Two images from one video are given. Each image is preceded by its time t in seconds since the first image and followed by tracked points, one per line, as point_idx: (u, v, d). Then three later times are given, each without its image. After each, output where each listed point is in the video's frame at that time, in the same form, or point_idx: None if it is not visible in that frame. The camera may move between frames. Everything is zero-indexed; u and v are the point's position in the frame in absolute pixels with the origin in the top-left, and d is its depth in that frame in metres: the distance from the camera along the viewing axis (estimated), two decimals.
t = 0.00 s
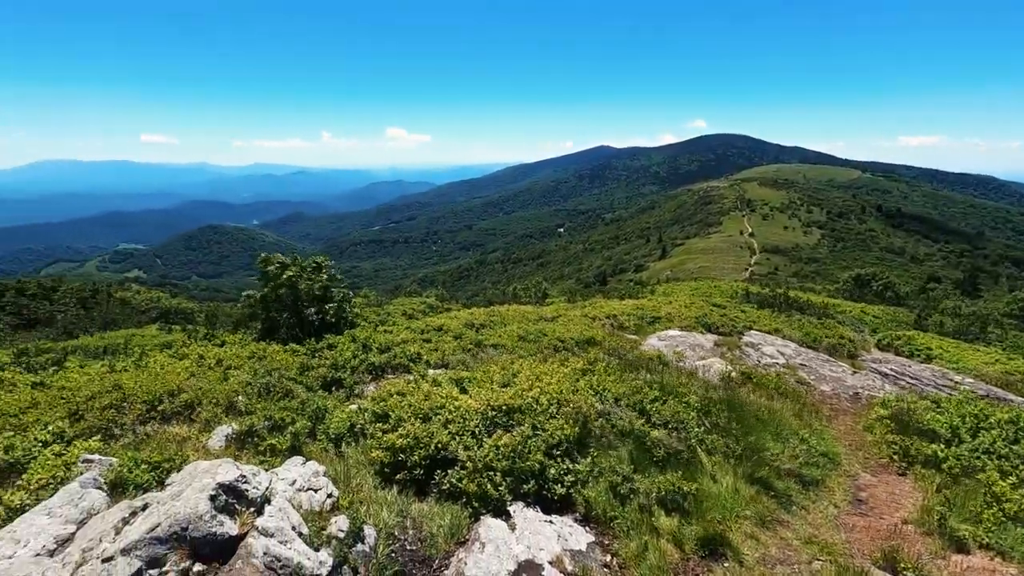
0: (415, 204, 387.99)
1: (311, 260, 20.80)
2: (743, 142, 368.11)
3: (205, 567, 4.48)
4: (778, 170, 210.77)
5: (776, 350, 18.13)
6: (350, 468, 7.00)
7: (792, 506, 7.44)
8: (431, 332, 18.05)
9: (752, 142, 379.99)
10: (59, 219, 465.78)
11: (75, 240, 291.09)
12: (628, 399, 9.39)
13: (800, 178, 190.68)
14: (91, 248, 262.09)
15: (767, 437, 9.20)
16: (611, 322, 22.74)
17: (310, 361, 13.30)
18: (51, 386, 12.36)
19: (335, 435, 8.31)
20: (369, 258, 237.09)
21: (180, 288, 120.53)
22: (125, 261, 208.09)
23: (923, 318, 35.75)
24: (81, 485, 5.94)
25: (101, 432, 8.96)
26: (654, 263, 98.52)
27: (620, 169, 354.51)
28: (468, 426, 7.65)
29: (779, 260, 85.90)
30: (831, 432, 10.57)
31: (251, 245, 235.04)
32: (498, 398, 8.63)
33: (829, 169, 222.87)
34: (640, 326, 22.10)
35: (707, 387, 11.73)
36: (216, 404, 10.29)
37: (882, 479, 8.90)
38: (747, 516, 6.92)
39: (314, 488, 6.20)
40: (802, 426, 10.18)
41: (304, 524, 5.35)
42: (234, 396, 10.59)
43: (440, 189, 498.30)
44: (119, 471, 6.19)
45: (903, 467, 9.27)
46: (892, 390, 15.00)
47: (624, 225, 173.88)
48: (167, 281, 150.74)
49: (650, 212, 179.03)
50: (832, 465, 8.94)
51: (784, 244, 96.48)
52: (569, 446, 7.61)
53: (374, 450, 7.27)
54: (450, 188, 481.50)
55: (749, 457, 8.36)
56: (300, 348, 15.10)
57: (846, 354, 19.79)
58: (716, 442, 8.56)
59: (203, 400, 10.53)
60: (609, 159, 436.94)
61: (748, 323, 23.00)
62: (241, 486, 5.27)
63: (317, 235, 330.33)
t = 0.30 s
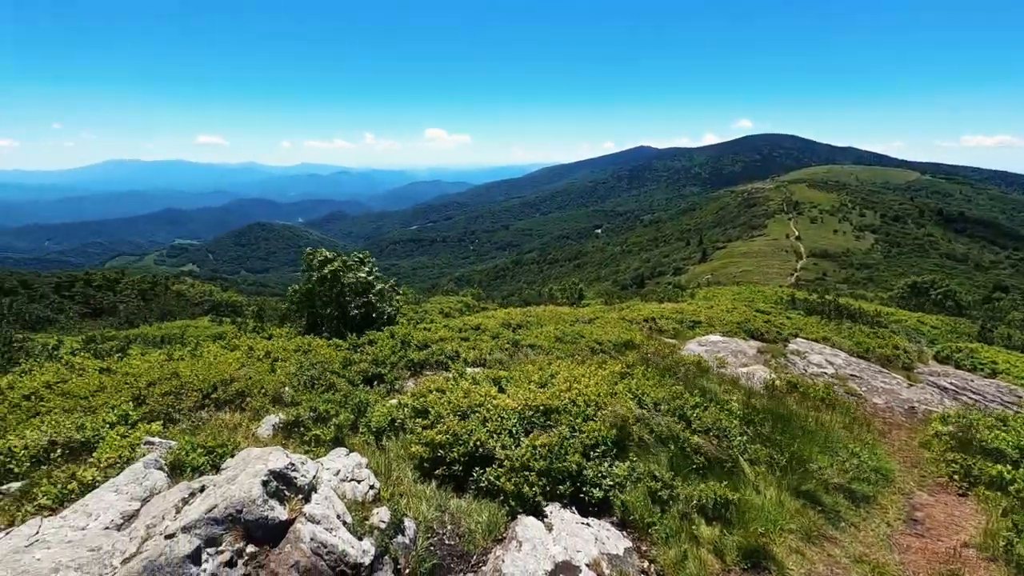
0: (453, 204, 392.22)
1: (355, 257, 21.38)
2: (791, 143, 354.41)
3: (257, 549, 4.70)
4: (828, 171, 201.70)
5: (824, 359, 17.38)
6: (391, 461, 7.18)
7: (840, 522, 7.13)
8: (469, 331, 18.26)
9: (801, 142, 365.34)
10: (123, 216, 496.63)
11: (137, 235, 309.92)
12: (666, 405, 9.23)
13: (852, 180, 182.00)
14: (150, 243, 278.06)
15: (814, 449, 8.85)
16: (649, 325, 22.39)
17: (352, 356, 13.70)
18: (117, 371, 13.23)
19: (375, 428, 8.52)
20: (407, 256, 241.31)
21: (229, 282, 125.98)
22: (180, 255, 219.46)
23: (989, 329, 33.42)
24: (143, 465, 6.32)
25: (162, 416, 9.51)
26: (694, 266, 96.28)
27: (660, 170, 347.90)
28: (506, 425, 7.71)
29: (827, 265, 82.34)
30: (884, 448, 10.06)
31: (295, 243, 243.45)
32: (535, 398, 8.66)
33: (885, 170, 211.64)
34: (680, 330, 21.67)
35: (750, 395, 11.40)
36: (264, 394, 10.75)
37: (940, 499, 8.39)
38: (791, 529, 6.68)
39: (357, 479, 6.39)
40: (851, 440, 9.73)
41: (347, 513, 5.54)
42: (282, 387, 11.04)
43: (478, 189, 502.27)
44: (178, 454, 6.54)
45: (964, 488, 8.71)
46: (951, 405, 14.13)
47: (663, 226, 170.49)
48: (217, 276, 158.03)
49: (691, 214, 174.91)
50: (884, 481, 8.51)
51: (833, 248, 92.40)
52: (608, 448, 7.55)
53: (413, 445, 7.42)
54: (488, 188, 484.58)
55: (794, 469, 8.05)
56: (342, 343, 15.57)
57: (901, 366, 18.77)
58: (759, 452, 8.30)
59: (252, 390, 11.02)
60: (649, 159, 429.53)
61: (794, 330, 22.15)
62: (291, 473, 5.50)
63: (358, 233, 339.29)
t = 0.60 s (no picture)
0: (488, 202, 394.00)
1: (394, 254, 21.81)
2: (840, 142, 339.71)
3: (304, 533, 4.87)
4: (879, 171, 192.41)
5: (872, 368, 16.66)
6: (428, 454, 7.33)
7: (890, 538, 6.83)
8: (503, 329, 18.37)
9: (851, 141, 349.69)
10: (175, 211, 521.84)
11: (188, 230, 325.19)
12: (705, 409, 9.05)
13: (905, 180, 172.99)
14: (199, 238, 291.15)
15: (862, 460, 8.50)
16: (686, 328, 21.98)
17: (390, 351, 14.01)
18: (171, 359, 13.98)
19: (413, 420, 8.71)
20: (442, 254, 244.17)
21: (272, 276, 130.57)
22: (227, 250, 228.97)
23: None
24: (197, 448, 6.66)
25: (213, 402, 10.00)
26: (733, 268, 93.73)
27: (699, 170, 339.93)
28: (541, 423, 7.74)
29: (876, 269, 78.67)
30: (938, 463, 9.54)
31: (334, 239, 250.04)
32: (571, 398, 8.66)
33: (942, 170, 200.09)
34: (718, 334, 21.18)
35: (792, 402, 11.04)
36: (307, 384, 11.14)
37: (1000, 518, 7.90)
38: (836, 541, 6.45)
39: (396, 470, 6.56)
40: (901, 452, 9.29)
41: (387, 502, 5.70)
42: (323, 379, 11.42)
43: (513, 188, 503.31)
44: (228, 439, 6.87)
45: None
46: (1012, 420, 13.29)
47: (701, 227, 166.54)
48: (261, 270, 164.09)
49: (731, 214, 170.17)
50: (938, 498, 8.10)
51: (882, 252, 88.16)
52: (644, 450, 7.49)
53: (450, 440, 7.55)
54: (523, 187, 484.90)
55: (840, 481, 7.76)
56: (381, 338, 15.96)
57: (956, 377, 17.77)
58: (802, 461, 8.04)
59: (295, 380, 11.43)
60: (688, 158, 420.13)
61: (840, 336, 21.29)
62: (335, 461, 5.69)
63: (394, 230, 345.76)
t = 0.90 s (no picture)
0: (524, 203, 394.47)
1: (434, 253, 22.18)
2: (895, 142, 322.72)
3: (352, 520, 5.04)
4: (939, 173, 181.58)
5: (929, 381, 15.77)
6: (467, 451, 7.43)
7: (949, 561, 6.45)
8: (540, 330, 18.38)
9: (907, 141, 331.76)
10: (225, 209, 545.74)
11: (236, 227, 339.57)
12: (748, 418, 8.81)
13: (967, 183, 162.76)
14: (247, 235, 303.66)
15: (918, 477, 8.07)
16: (727, 333, 21.42)
17: (428, 348, 14.26)
18: (223, 349, 14.70)
19: (452, 418, 8.85)
20: (477, 254, 246.16)
21: (314, 272, 134.77)
22: (273, 247, 238.03)
23: None
24: (251, 435, 6.99)
25: (262, 391, 10.45)
26: (776, 273, 90.56)
27: (742, 171, 329.98)
28: (581, 425, 7.73)
29: (932, 277, 74.39)
30: (1004, 484, 8.94)
31: (374, 238, 255.87)
32: (610, 400, 8.60)
33: (1010, 173, 187.14)
34: (761, 340, 20.53)
35: (841, 413, 10.59)
36: (350, 377, 11.49)
37: None
38: (889, 561, 6.15)
39: (437, 465, 6.69)
40: (963, 471, 8.75)
41: (430, 495, 5.83)
42: (366, 373, 11.75)
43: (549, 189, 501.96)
44: (278, 428, 7.16)
45: None
46: None
47: (743, 230, 161.59)
48: (304, 267, 169.82)
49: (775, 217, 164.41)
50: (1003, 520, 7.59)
51: (940, 259, 83.30)
52: (685, 457, 7.37)
53: (490, 438, 7.63)
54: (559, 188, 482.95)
55: (894, 497, 7.39)
56: (419, 335, 16.26)
57: None
58: (852, 475, 7.70)
59: (339, 373, 11.81)
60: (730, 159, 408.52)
61: (894, 347, 20.22)
62: (380, 453, 5.86)
63: (431, 229, 350.96)
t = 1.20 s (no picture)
0: (564, 203, 392.50)
1: (477, 253, 22.41)
2: (965, 142, 301.87)
3: (401, 511, 5.19)
4: (1014, 175, 168.61)
5: (1001, 398, 14.68)
6: (509, 448, 7.49)
7: None
8: (581, 331, 18.26)
9: (979, 141, 309.77)
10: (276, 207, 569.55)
11: (287, 226, 354.36)
12: (799, 429, 8.46)
13: None
14: (296, 232, 316.05)
15: (990, 499, 7.49)
16: (776, 341, 20.61)
17: (470, 346, 14.44)
18: (277, 341, 15.38)
19: (495, 415, 8.96)
20: (517, 254, 246.65)
21: (359, 269, 138.59)
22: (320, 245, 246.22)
23: None
24: (304, 424, 7.31)
25: (313, 382, 10.87)
26: (829, 279, 86.51)
27: (793, 172, 316.76)
28: (625, 428, 7.65)
29: (1005, 286, 69.12)
30: None
31: (416, 236, 260.85)
32: (654, 405, 8.46)
33: None
34: (813, 348, 19.66)
35: (900, 428, 10.00)
36: (396, 372, 11.79)
37: None
38: None
39: (481, 461, 6.78)
40: None
41: (474, 491, 5.92)
42: (411, 368, 12.03)
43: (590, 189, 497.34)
44: (329, 418, 7.44)
45: None
46: None
47: (793, 233, 155.08)
48: (350, 264, 174.82)
49: (828, 220, 156.96)
50: None
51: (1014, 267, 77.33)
52: (733, 466, 7.16)
53: (531, 437, 7.68)
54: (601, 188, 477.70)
55: (960, 521, 6.91)
56: (461, 333, 16.51)
57: None
58: (914, 494, 7.27)
59: (385, 368, 12.15)
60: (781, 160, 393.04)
61: (962, 361, 18.90)
62: (428, 447, 6.00)
63: (472, 229, 354.26)
